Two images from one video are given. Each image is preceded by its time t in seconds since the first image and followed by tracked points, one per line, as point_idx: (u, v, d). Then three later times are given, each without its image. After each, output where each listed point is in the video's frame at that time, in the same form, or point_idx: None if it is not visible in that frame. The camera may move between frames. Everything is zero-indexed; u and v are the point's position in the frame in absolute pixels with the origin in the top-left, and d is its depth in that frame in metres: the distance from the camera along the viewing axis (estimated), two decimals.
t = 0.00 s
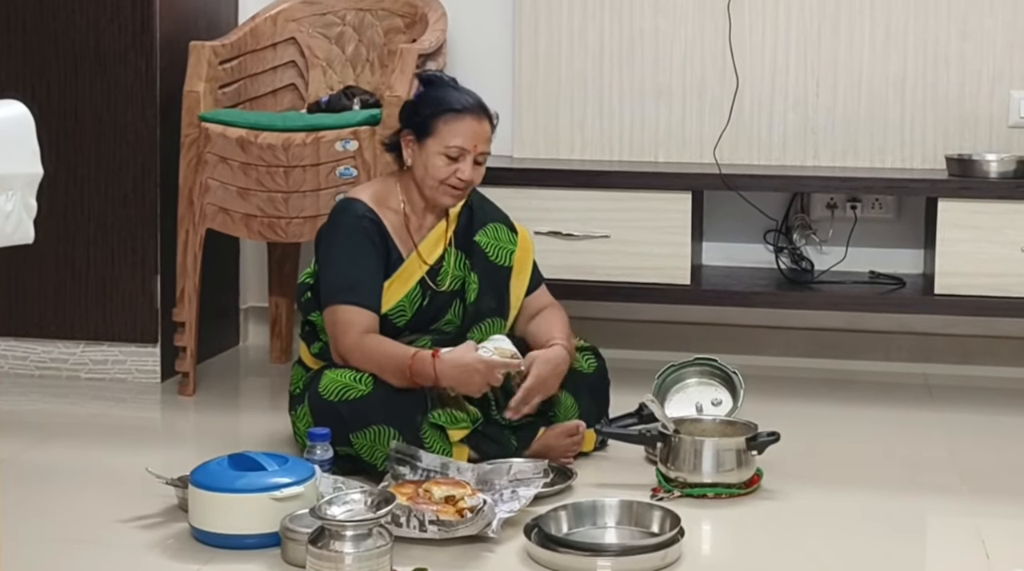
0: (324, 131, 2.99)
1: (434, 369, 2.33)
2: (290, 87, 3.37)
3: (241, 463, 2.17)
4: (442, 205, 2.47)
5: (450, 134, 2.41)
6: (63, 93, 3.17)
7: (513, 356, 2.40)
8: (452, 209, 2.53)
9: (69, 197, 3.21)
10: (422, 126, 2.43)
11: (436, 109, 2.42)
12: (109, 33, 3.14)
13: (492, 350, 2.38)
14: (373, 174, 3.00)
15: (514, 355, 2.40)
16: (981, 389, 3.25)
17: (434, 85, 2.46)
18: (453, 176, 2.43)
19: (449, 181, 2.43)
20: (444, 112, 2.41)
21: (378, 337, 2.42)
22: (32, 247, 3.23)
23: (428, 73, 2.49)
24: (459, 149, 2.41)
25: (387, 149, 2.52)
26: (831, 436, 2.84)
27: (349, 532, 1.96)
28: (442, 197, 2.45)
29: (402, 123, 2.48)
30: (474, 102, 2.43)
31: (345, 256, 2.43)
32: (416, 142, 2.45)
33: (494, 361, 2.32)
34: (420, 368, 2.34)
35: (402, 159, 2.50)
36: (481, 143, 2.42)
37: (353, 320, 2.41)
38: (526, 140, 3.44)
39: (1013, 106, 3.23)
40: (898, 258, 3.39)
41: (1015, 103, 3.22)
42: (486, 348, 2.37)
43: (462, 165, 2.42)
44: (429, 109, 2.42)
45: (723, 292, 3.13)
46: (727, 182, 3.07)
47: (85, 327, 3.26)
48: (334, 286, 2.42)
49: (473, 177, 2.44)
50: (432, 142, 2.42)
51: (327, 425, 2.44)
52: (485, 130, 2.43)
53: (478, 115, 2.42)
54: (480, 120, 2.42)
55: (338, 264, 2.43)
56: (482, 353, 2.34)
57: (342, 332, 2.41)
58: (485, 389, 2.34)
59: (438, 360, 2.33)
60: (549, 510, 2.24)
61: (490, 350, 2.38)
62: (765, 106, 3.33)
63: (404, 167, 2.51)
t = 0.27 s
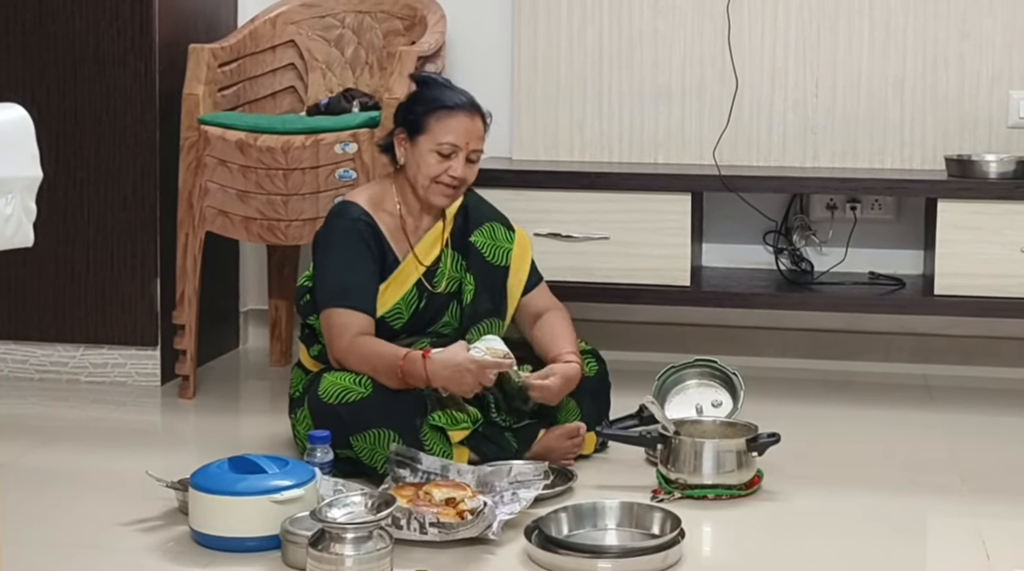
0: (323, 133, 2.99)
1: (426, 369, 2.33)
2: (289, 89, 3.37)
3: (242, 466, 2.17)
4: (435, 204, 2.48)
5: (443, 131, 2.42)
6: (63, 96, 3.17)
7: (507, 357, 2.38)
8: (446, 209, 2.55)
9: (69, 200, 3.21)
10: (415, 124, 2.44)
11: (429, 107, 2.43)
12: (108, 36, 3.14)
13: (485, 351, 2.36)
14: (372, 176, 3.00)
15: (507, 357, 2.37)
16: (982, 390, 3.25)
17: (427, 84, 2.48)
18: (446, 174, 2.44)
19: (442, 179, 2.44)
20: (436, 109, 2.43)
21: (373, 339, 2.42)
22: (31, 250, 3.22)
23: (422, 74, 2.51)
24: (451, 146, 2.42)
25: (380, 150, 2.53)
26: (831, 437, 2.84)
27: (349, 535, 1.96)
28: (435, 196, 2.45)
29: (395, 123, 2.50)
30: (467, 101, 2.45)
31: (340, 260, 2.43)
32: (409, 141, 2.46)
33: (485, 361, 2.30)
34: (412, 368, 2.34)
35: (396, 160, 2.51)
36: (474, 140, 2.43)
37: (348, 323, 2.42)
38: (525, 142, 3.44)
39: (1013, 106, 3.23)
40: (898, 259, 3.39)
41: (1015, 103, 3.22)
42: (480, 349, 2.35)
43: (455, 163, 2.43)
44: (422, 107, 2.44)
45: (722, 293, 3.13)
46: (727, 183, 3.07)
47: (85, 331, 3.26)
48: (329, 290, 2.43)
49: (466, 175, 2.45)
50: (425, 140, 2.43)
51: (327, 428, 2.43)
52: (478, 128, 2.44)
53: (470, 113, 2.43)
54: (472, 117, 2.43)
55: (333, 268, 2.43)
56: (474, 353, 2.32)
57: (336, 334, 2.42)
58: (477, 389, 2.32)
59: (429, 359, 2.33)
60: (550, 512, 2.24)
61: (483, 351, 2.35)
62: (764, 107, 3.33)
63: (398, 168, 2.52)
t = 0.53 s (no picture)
0: (323, 134, 2.99)
1: (433, 381, 2.33)
2: (289, 90, 3.37)
3: (242, 466, 2.17)
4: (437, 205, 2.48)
5: (444, 132, 2.42)
6: (63, 96, 3.17)
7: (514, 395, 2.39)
8: (449, 210, 2.54)
9: (69, 201, 3.21)
10: (416, 125, 2.44)
11: (430, 108, 2.43)
12: (108, 37, 3.14)
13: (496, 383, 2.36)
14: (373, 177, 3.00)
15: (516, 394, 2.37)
16: (982, 389, 3.25)
17: (426, 84, 2.47)
18: (448, 174, 2.44)
19: (444, 179, 2.44)
20: (437, 110, 2.43)
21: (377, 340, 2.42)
22: (31, 251, 3.23)
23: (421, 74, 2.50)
24: (453, 147, 2.42)
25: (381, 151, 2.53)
26: (832, 437, 2.84)
27: (349, 535, 1.96)
28: (437, 196, 2.46)
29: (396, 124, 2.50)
30: (467, 101, 2.45)
31: (341, 260, 2.43)
32: (410, 142, 2.46)
33: (494, 391, 2.31)
34: (419, 377, 2.34)
35: (396, 160, 2.51)
36: (475, 141, 2.44)
37: (352, 323, 2.41)
38: (525, 142, 3.44)
39: (1013, 106, 3.23)
40: (898, 259, 3.39)
41: (1015, 103, 3.22)
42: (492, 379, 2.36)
43: (456, 163, 2.44)
44: (423, 109, 2.44)
45: (722, 293, 3.14)
46: (727, 183, 3.07)
47: (85, 331, 3.26)
48: (330, 290, 2.42)
49: (467, 175, 2.45)
50: (426, 141, 2.43)
51: (327, 428, 2.43)
52: (479, 128, 2.44)
53: (471, 113, 2.44)
54: (473, 117, 2.44)
55: (334, 268, 2.43)
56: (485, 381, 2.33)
57: (341, 334, 2.42)
58: (477, 416, 2.33)
59: (438, 372, 2.33)
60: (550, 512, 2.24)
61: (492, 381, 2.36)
62: (764, 107, 3.33)
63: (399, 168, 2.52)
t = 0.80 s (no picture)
0: (323, 133, 2.99)
1: (428, 396, 2.32)
2: (288, 89, 3.37)
3: (242, 466, 2.17)
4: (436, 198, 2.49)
5: (439, 123, 2.45)
6: (63, 96, 3.17)
7: (519, 389, 2.36)
8: (452, 208, 2.55)
9: (68, 201, 3.21)
10: (412, 121, 2.47)
11: (424, 102, 2.46)
12: (108, 36, 3.14)
13: (498, 382, 2.34)
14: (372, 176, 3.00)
15: (519, 390, 2.36)
16: (981, 389, 3.25)
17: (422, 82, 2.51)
18: (444, 165, 2.46)
19: (440, 171, 2.46)
20: (432, 103, 2.45)
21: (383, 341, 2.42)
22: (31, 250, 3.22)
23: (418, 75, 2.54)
24: (447, 137, 2.44)
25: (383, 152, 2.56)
26: (831, 436, 2.83)
27: (349, 534, 1.96)
28: (435, 189, 2.47)
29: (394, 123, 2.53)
30: (463, 94, 2.47)
31: (344, 258, 2.43)
32: (407, 137, 2.49)
33: (489, 399, 2.28)
34: (416, 392, 2.33)
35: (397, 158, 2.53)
36: (470, 131, 2.45)
37: (359, 321, 2.41)
38: (525, 142, 3.44)
39: (1012, 106, 3.23)
40: (897, 259, 3.39)
41: (1014, 103, 3.22)
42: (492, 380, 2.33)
43: (452, 154, 2.45)
44: (418, 103, 2.47)
45: (722, 293, 3.13)
46: (726, 183, 3.07)
47: (85, 331, 3.26)
48: (334, 288, 2.42)
49: (464, 166, 2.46)
50: (421, 134, 2.46)
51: (327, 428, 2.44)
52: (475, 119, 2.46)
53: (466, 105, 2.46)
54: (467, 108, 2.45)
55: (338, 266, 2.43)
56: (482, 388, 2.30)
57: (348, 331, 2.41)
58: (479, 422, 2.31)
59: (433, 391, 2.32)
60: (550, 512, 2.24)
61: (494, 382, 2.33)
62: (763, 107, 3.33)
63: (399, 167, 2.54)
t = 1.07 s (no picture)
0: (323, 132, 2.99)
1: (430, 389, 2.32)
2: (288, 89, 3.37)
3: (241, 465, 2.17)
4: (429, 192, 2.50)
5: (424, 114, 2.47)
6: (63, 95, 3.17)
7: (513, 373, 2.36)
8: (451, 208, 2.56)
9: (69, 200, 3.21)
10: (400, 119, 2.50)
11: (410, 99, 2.49)
12: (108, 36, 3.14)
13: (492, 368, 2.34)
14: (372, 175, 3.00)
15: (514, 374, 2.36)
16: (981, 390, 3.25)
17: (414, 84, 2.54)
18: (431, 156, 2.47)
19: (428, 162, 2.47)
20: (418, 97, 2.48)
21: (380, 339, 2.42)
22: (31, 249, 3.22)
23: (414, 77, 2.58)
24: (432, 127, 2.46)
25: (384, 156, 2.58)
26: (831, 436, 2.84)
27: (348, 533, 1.96)
28: (425, 181, 2.48)
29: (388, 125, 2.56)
30: (450, 88, 2.49)
31: (344, 258, 2.43)
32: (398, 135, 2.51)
33: (492, 385, 2.29)
34: (417, 386, 2.32)
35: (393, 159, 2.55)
36: (454, 120, 2.46)
37: (356, 319, 2.41)
38: (525, 142, 3.45)
39: (1012, 106, 3.23)
40: (897, 259, 3.39)
41: (1015, 103, 3.23)
42: (485, 365, 2.33)
43: (438, 145, 2.47)
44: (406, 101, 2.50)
45: (722, 293, 3.13)
46: (726, 182, 3.07)
47: (85, 330, 3.26)
48: (334, 287, 2.42)
49: (451, 155, 2.47)
50: (408, 129, 2.48)
51: (326, 427, 2.44)
52: (460, 109, 2.47)
53: (450, 96, 2.47)
54: (451, 99, 2.47)
55: (337, 266, 2.43)
56: (482, 375, 2.31)
57: (345, 330, 2.41)
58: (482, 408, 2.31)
59: (435, 385, 2.31)
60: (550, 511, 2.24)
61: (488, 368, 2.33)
62: (764, 107, 3.33)
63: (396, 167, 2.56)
